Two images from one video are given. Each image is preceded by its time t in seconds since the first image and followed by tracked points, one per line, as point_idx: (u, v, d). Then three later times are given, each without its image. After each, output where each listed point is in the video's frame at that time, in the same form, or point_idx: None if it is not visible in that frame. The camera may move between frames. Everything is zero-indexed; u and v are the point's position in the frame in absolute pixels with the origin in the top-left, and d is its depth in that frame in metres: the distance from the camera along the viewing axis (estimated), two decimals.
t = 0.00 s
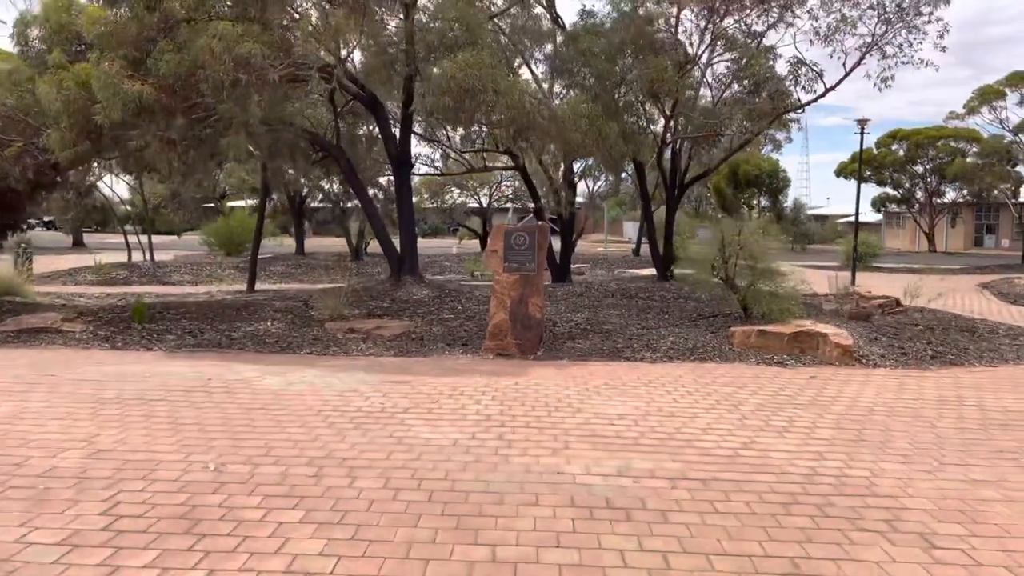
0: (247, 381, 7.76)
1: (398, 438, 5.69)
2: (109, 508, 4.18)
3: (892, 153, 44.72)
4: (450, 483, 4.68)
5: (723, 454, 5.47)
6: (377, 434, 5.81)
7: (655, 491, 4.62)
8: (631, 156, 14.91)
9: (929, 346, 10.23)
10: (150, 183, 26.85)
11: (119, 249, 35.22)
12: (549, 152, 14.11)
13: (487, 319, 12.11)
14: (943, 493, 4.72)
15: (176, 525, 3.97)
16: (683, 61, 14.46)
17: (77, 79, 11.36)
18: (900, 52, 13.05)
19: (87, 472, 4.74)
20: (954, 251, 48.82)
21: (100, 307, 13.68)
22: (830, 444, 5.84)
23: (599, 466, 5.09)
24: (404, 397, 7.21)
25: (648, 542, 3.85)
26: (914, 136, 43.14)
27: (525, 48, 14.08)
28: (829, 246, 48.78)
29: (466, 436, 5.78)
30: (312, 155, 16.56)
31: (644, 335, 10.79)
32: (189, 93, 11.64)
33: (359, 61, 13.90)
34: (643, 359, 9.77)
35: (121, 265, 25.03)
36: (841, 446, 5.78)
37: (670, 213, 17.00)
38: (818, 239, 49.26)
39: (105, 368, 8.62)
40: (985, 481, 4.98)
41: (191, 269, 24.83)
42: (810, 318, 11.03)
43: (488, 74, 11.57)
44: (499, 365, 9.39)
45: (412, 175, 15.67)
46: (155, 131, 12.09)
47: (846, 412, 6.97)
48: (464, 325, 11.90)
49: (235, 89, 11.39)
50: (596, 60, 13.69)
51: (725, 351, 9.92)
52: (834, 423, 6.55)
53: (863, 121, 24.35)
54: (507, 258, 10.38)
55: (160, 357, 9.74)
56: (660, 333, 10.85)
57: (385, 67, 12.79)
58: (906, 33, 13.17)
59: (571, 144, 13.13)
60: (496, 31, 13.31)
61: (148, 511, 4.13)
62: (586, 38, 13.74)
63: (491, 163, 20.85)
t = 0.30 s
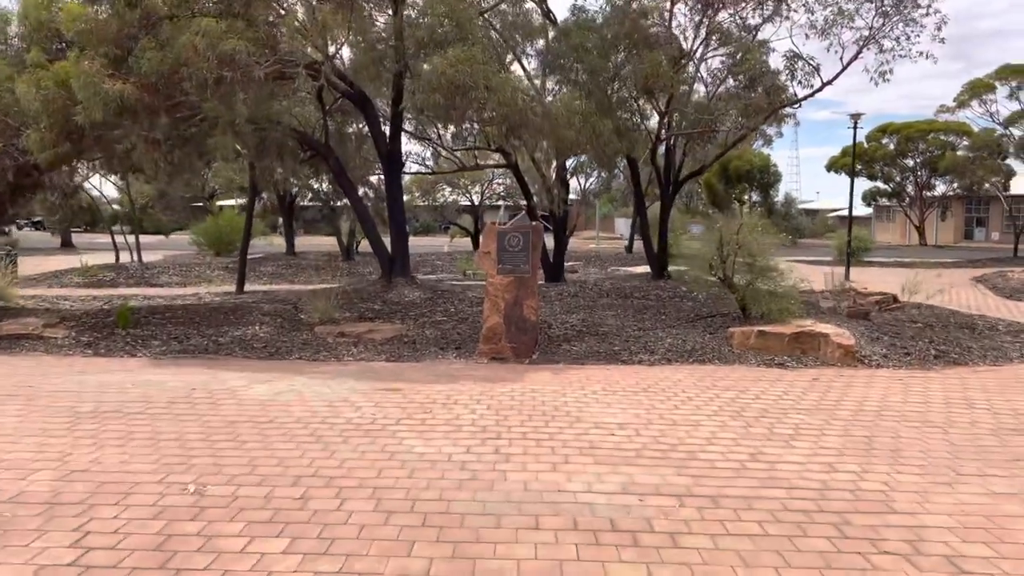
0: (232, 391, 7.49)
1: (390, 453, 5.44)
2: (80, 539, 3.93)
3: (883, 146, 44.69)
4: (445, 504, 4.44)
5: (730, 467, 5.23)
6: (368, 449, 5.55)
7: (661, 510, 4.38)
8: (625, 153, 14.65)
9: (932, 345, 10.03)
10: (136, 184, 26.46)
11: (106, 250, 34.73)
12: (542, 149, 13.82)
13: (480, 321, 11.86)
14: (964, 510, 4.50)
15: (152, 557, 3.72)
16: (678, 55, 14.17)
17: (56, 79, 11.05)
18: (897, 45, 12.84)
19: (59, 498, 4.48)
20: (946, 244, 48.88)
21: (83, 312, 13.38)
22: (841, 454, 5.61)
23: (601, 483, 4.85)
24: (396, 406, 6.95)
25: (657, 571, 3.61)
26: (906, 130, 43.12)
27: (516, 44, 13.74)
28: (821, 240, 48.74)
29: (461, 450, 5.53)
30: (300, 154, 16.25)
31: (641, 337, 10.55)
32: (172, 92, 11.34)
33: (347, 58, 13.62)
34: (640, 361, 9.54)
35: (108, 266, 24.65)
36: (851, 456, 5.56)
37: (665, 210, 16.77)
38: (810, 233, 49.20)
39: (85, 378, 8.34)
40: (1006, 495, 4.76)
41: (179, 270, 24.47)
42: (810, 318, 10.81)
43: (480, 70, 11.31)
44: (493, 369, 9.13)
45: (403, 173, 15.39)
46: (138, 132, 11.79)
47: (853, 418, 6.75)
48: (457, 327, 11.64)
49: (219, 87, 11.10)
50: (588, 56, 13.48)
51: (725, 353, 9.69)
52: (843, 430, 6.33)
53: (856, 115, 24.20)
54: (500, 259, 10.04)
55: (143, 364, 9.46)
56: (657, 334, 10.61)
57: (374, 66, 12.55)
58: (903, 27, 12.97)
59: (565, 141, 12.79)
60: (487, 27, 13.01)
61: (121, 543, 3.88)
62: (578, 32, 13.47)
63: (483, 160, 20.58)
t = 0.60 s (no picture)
0: (208, 396, 7.10)
1: (373, 462, 5.07)
2: (27, 566, 3.56)
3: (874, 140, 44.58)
4: (432, 521, 4.08)
5: (738, 476, 4.88)
6: (349, 458, 5.18)
7: (666, 525, 4.04)
8: (618, 145, 14.30)
9: (937, 341, 9.73)
10: (118, 180, 25.93)
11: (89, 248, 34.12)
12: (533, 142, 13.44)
13: (470, 318, 11.49)
14: (992, 521, 4.17)
15: None
16: (672, 44, 13.82)
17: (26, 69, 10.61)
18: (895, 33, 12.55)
19: (10, 517, 4.11)
20: (937, 238, 48.86)
21: (59, 312, 12.94)
22: (854, 458, 5.28)
23: (601, 493, 4.50)
24: (381, 410, 6.56)
25: None
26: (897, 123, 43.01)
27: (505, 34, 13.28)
28: (812, 234, 48.58)
29: (450, 458, 5.17)
30: (284, 148, 15.82)
31: (636, 334, 10.20)
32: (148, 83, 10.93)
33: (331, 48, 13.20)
34: (637, 359, 9.19)
35: (90, 264, 24.13)
36: (865, 461, 5.23)
37: (658, 203, 16.44)
38: (801, 227, 49.04)
39: (55, 382, 7.94)
40: None
41: (163, 267, 23.98)
42: (810, 313, 10.48)
43: (469, 58, 10.94)
44: (484, 369, 8.76)
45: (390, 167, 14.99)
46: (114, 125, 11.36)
47: (862, 419, 6.42)
48: (447, 324, 11.27)
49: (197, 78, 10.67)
50: (579, 44, 13.06)
51: (724, 350, 9.35)
52: (853, 432, 6.00)
53: (849, 107, 23.99)
54: (491, 255, 9.71)
55: (118, 366, 9.05)
56: (653, 331, 10.26)
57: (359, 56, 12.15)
58: (901, 14, 12.68)
59: (557, 133, 12.33)
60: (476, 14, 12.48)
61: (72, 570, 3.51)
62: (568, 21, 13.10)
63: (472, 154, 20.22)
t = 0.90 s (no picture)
0: (185, 405, 6.69)
1: (359, 480, 4.70)
2: None
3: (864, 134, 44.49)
4: (424, 550, 3.72)
5: (753, 493, 4.53)
6: (334, 476, 4.80)
7: (680, 553, 3.69)
8: (612, 138, 13.95)
9: (943, 340, 9.44)
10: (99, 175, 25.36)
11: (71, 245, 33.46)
12: (526, 136, 13.04)
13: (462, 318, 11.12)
14: None
15: None
16: (667, 35, 13.43)
17: None
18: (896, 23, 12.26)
19: None
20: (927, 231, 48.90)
21: (34, 312, 12.47)
22: (874, 471, 4.96)
23: (607, 515, 4.15)
24: (368, 420, 6.18)
25: None
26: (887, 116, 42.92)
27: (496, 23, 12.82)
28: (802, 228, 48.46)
29: (443, 475, 4.80)
30: (268, 142, 15.37)
31: (634, 334, 9.85)
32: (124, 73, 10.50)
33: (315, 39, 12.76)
34: (635, 361, 8.84)
35: (70, 262, 23.59)
36: (887, 473, 4.90)
37: (652, 198, 16.10)
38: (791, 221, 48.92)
39: (23, 389, 7.52)
40: None
41: (146, 265, 23.46)
42: (812, 311, 10.16)
43: (459, 48, 10.54)
44: (476, 372, 8.40)
45: (377, 162, 14.56)
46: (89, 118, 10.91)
47: (877, 426, 6.10)
48: (437, 324, 10.89)
49: (175, 67, 10.30)
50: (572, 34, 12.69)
51: (725, 351, 9.01)
52: (869, 440, 5.68)
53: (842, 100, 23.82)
54: (482, 252, 9.32)
55: (92, 371, 8.63)
56: (651, 331, 9.92)
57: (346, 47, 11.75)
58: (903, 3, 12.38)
59: (549, 125, 11.96)
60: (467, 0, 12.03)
61: None
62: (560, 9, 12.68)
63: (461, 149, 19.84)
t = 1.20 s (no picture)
0: (164, 409, 6.31)
1: (351, 493, 4.36)
2: None
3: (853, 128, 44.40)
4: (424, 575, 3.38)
5: (775, 506, 4.23)
6: (324, 488, 4.46)
7: None
8: (607, 130, 13.60)
9: (951, 337, 9.17)
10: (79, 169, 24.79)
11: (52, 240, 32.78)
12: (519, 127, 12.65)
13: (454, 314, 10.74)
14: None
15: None
16: (663, 24, 13.05)
17: None
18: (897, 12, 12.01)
19: None
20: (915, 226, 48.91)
21: (9, 310, 12.02)
22: (900, 480, 4.67)
23: (622, 532, 3.83)
24: (359, 424, 5.82)
25: None
26: (876, 111, 42.81)
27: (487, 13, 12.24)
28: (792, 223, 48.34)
29: (442, 486, 4.47)
30: (253, 133, 14.93)
31: (633, 331, 9.53)
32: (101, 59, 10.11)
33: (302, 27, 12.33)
34: (636, 360, 8.50)
35: (50, 258, 23.02)
36: (915, 483, 4.61)
37: (648, 192, 15.74)
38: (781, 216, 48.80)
39: None
40: None
41: (129, 261, 22.92)
42: (817, 307, 9.80)
43: (450, 35, 10.15)
44: (471, 371, 8.04)
45: (366, 154, 14.15)
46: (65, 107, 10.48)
47: (895, 429, 5.80)
48: (429, 321, 10.52)
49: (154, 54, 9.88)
50: (566, 22, 12.31)
51: (728, 348, 8.69)
52: (890, 445, 5.39)
53: (835, 93, 23.57)
54: (477, 247, 8.96)
55: (68, 371, 8.21)
56: (651, 328, 9.59)
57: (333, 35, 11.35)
58: None
59: (543, 116, 11.58)
60: None
61: None
62: None
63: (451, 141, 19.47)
